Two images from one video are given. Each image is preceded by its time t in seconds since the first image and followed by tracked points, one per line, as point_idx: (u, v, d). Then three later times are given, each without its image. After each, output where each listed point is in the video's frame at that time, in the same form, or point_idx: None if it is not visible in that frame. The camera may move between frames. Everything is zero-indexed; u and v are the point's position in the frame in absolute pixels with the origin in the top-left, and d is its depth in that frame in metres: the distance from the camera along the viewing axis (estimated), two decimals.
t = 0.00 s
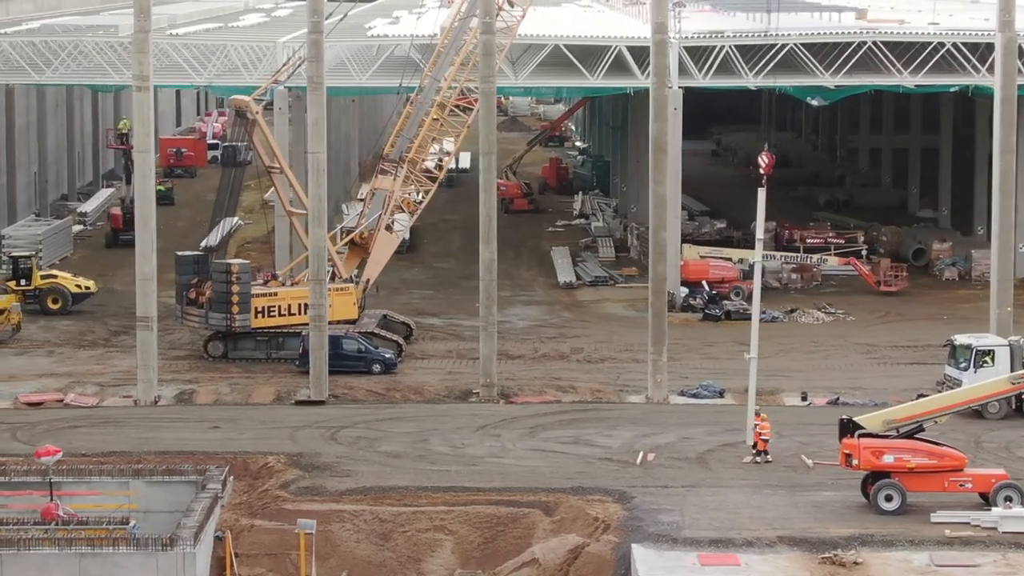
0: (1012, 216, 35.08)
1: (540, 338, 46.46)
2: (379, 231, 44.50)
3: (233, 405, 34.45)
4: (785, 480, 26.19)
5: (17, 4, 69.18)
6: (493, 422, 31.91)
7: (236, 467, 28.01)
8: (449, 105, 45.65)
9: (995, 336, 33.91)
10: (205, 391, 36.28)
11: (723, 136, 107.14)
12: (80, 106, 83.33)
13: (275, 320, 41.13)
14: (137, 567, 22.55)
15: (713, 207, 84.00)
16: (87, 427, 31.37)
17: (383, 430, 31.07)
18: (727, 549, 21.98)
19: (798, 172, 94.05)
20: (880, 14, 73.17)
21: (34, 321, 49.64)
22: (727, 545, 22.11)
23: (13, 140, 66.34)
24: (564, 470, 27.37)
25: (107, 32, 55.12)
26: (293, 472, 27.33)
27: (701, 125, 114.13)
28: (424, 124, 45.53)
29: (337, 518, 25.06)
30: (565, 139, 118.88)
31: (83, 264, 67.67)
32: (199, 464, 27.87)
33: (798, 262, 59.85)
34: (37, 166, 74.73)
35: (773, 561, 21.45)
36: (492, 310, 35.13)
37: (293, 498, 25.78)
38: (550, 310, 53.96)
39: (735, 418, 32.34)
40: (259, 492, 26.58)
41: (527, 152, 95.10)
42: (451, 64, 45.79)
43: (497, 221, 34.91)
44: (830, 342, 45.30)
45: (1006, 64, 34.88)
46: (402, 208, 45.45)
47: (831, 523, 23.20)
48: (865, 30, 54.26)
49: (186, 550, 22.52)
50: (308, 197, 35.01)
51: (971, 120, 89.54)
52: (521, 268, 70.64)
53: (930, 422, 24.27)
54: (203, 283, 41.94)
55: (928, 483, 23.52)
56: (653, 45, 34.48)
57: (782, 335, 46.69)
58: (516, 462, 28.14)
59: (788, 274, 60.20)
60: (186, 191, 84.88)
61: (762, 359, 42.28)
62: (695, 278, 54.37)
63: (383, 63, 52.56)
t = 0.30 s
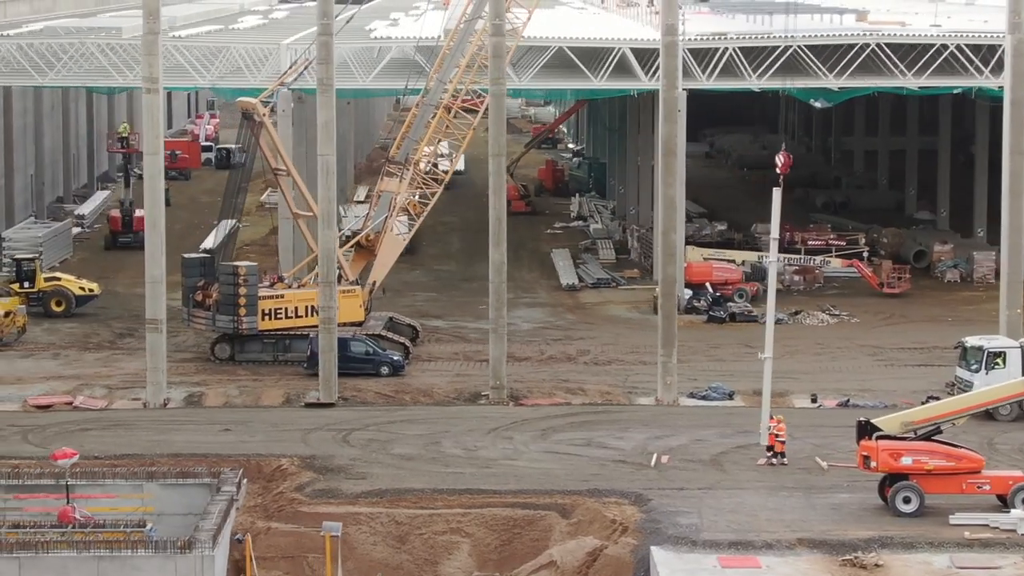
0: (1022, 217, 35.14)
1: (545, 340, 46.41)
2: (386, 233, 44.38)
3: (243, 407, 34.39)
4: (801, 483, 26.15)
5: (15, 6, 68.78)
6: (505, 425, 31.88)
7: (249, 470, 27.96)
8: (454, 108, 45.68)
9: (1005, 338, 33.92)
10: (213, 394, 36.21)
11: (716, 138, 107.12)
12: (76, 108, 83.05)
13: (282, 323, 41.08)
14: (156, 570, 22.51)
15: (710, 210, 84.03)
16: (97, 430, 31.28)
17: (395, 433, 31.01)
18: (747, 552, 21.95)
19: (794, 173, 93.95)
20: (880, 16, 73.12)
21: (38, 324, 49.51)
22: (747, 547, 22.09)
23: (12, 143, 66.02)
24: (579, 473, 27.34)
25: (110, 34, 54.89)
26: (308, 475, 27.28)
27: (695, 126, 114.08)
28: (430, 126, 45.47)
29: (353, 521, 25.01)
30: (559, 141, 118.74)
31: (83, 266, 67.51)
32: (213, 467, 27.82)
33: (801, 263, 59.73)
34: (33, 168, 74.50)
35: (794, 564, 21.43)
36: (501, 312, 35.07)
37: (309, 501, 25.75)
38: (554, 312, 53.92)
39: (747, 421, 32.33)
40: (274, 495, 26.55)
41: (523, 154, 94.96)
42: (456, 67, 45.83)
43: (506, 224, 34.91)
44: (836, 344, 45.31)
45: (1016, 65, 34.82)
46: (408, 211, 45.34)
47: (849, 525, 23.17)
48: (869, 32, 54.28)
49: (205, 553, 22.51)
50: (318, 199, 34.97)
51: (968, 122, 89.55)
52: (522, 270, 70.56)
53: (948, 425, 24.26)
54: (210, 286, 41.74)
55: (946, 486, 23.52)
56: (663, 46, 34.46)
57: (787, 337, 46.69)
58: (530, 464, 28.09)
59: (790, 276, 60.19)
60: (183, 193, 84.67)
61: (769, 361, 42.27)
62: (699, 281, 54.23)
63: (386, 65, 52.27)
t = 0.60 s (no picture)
0: None
1: (553, 341, 46.42)
2: (393, 233, 44.32)
3: (254, 409, 34.36)
4: (818, 484, 26.15)
5: (13, 7, 68.46)
6: (518, 426, 31.86)
7: (265, 471, 27.92)
8: (461, 109, 45.80)
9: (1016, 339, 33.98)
10: (224, 395, 36.19)
11: (711, 140, 107.22)
12: (72, 109, 82.89)
13: (291, 324, 41.02)
14: (175, 572, 22.46)
15: (709, 211, 84.16)
16: (110, 432, 31.24)
17: (408, 434, 30.99)
18: (769, 553, 21.96)
19: (789, 175, 93.70)
20: (881, 18, 73.12)
21: (44, 327, 49.42)
22: (768, 549, 22.10)
23: (12, 143, 65.71)
24: (595, 474, 27.35)
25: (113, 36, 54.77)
26: (324, 477, 27.23)
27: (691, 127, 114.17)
28: (437, 128, 45.48)
29: (371, 523, 24.95)
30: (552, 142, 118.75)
31: (84, 268, 67.39)
32: (228, 469, 27.79)
33: (806, 266, 59.73)
34: (32, 171, 74.31)
35: (816, 566, 21.45)
36: (513, 313, 35.00)
37: (326, 503, 25.70)
38: (559, 314, 53.90)
39: (759, 422, 32.36)
40: (290, 497, 26.52)
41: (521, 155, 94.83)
42: (464, 68, 45.99)
43: (518, 226, 34.84)
44: (843, 346, 45.35)
45: None
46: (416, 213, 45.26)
47: (870, 527, 23.19)
48: (874, 33, 54.37)
49: (225, 555, 22.47)
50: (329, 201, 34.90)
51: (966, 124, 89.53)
52: (524, 272, 70.51)
53: (967, 426, 24.23)
54: (218, 288, 41.59)
55: (965, 487, 23.54)
56: (674, 48, 34.52)
57: (794, 338, 46.72)
58: (545, 466, 28.08)
59: (794, 278, 60.21)
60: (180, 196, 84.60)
61: (777, 362, 42.30)
62: (704, 282, 54.14)
63: (392, 66, 52.15)
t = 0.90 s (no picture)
0: None
1: (560, 343, 46.39)
2: (400, 236, 44.33)
3: (265, 411, 34.29)
4: (834, 485, 26.17)
5: (13, 9, 68.25)
6: (530, 427, 31.82)
7: (279, 473, 27.89)
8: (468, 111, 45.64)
9: None
10: (234, 397, 36.14)
11: (707, 141, 107.20)
12: (70, 110, 82.69)
13: (299, 325, 40.94)
14: (194, 574, 22.41)
15: (709, 212, 84.27)
16: (123, 433, 31.18)
17: (420, 436, 30.97)
18: (789, 554, 21.96)
19: (786, 175, 93.31)
20: (883, 18, 73.10)
21: (49, 328, 49.35)
22: (788, 549, 22.10)
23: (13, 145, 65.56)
24: (610, 475, 27.34)
25: (116, 38, 54.60)
26: (339, 478, 27.20)
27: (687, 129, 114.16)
28: (444, 129, 45.37)
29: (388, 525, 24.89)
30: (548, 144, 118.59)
31: (86, 269, 67.25)
32: (243, 470, 27.76)
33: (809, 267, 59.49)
34: (31, 172, 74.15)
35: (838, 566, 21.45)
36: (523, 314, 34.96)
37: (343, 504, 25.68)
38: (565, 315, 53.86)
39: (772, 423, 32.37)
40: (306, 498, 26.48)
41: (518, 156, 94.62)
42: (470, 69, 45.79)
43: (529, 226, 34.81)
44: (850, 346, 45.36)
45: None
46: (423, 214, 45.16)
47: (889, 528, 23.20)
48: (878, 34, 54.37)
49: (244, 557, 22.45)
50: (339, 203, 34.76)
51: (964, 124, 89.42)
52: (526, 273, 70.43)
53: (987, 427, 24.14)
54: (226, 289, 41.48)
55: (983, 488, 23.49)
56: (685, 48, 34.48)
57: (801, 339, 46.73)
58: (560, 467, 28.06)
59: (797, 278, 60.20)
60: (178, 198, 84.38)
61: (784, 363, 42.33)
62: (709, 283, 54.13)
63: (397, 70, 52.14)
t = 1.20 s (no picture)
0: None
1: (567, 344, 46.34)
2: (408, 238, 44.32)
3: (276, 413, 34.23)
4: (852, 487, 26.16)
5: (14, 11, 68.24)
6: (543, 430, 31.77)
7: (294, 475, 27.85)
8: (476, 112, 45.51)
9: None
10: (244, 399, 36.08)
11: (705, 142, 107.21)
12: (69, 112, 82.56)
13: (308, 327, 40.81)
14: None
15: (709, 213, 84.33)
16: (136, 435, 31.12)
17: (434, 438, 30.92)
18: (810, 556, 21.94)
19: (783, 176, 93.11)
20: (884, 20, 73.15)
21: (55, 330, 49.28)
22: (809, 552, 22.07)
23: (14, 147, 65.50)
24: (626, 477, 27.32)
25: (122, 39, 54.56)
26: (354, 481, 27.16)
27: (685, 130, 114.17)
28: (452, 130, 45.32)
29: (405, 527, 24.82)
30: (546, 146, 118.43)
31: (88, 271, 67.14)
32: (258, 472, 27.71)
33: (812, 268, 59.77)
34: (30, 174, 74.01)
35: (859, 568, 21.43)
36: (535, 316, 34.91)
37: (360, 507, 25.64)
38: (571, 316, 53.79)
39: (785, 425, 32.35)
40: (322, 500, 26.43)
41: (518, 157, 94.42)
42: (478, 71, 45.61)
43: (541, 229, 34.76)
44: (858, 348, 45.36)
45: None
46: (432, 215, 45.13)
47: (909, 530, 23.19)
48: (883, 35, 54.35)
49: (264, 559, 22.42)
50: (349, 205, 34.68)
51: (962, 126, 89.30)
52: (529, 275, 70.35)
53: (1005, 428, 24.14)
54: (234, 291, 41.56)
55: (1001, 490, 23.56)
56: (696, 50, 34.45)
57: (808, 342, 46.70)
58: (576, 469, 28.02)
59: (802, 280, 60.18)
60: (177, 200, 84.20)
61: (794, 365, 42.32)
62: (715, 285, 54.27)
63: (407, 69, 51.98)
